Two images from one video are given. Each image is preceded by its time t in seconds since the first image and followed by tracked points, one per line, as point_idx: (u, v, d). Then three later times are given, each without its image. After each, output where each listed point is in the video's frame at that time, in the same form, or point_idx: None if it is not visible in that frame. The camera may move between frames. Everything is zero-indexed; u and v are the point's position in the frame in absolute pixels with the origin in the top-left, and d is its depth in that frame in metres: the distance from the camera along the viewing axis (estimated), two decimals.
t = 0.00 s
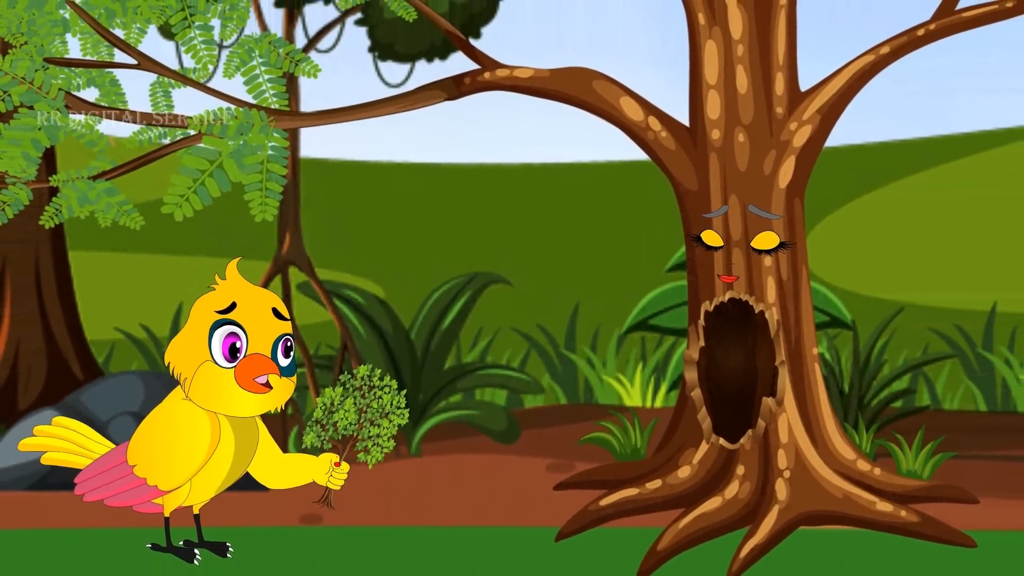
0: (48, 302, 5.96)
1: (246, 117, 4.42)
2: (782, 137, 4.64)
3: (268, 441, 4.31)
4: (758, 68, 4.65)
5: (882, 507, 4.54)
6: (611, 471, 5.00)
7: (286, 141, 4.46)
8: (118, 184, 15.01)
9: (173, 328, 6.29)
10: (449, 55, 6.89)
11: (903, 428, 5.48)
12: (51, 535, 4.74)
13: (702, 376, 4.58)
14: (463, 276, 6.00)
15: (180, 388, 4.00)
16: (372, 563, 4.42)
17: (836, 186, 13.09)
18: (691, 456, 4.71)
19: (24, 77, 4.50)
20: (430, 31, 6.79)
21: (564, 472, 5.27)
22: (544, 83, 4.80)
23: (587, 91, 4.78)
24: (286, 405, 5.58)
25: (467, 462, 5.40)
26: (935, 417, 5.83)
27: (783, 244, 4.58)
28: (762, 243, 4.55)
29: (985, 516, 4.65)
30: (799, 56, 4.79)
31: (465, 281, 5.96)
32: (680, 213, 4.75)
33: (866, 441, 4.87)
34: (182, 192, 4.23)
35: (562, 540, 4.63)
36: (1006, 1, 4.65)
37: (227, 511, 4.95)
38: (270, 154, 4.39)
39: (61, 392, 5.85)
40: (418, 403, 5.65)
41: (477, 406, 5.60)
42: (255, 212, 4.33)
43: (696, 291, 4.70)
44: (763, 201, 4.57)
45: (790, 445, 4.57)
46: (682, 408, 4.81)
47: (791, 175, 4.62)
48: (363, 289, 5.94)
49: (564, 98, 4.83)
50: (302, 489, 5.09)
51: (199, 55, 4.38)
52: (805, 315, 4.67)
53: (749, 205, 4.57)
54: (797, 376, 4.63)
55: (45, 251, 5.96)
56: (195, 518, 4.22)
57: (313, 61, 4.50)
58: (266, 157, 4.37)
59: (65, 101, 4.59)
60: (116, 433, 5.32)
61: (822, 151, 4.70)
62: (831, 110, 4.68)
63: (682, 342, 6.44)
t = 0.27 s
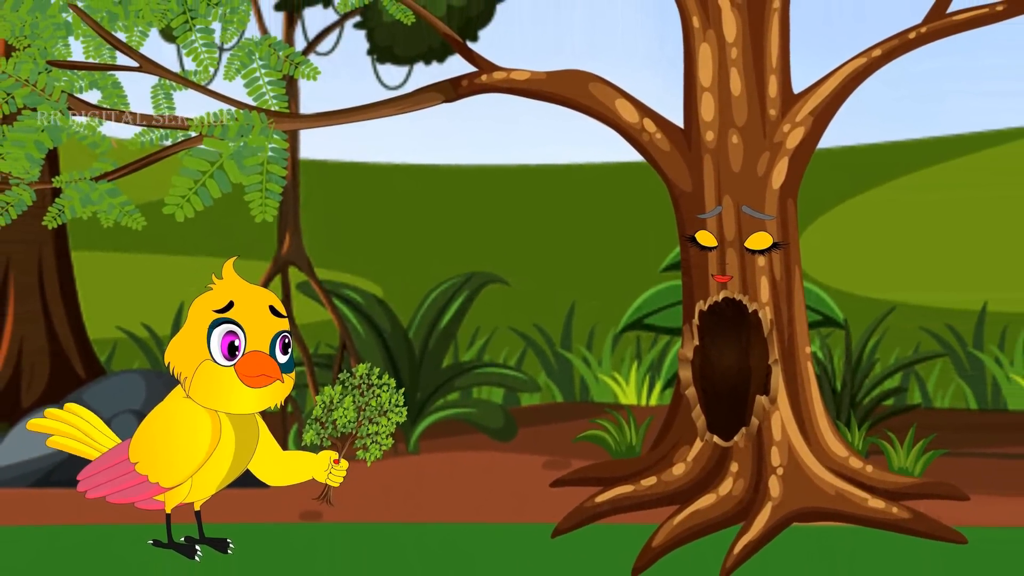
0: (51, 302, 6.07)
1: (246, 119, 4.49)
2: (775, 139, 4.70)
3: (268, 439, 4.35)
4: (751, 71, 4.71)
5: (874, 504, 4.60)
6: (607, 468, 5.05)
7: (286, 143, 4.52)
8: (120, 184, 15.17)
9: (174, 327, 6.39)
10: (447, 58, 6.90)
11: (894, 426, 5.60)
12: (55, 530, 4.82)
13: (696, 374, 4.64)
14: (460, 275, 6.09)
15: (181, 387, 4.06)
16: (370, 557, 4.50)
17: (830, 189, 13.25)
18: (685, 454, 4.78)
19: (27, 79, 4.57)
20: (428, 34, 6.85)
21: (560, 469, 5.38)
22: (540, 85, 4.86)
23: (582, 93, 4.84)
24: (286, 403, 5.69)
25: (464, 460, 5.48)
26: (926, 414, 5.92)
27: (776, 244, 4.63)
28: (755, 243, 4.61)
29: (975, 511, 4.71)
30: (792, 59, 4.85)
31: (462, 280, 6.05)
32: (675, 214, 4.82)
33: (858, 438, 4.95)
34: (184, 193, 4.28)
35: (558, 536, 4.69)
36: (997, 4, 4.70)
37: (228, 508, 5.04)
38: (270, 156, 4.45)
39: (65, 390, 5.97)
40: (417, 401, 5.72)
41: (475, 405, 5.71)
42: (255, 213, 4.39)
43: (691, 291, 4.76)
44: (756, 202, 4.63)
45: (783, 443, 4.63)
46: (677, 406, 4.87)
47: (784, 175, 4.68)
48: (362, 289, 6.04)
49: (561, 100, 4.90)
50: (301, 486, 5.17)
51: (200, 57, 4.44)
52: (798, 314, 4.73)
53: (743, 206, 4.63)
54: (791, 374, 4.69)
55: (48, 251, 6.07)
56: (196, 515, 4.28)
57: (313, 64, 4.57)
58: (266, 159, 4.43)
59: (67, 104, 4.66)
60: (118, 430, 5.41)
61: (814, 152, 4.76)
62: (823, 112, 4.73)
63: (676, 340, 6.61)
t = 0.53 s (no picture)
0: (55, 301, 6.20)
1: (247, 121, 4.58)
2: (768, 140, 4.76)
3: (267, 435, 4.39)
4: (745, 73, 4.77)
5: (866, 500, 4.65)
6: (605, 466, 5.21)
7: (285, 144, 4.58)
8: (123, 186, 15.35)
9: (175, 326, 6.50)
10: (445, 60, 6.99)
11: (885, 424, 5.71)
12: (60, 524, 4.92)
13: (690, 372, 4.70)
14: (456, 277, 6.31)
15: (182, 386, 4.12)
16: (369, 552, 4.57)
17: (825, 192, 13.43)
18: (679, 451, 4.87)
19: (31, 81, 4.63)
20: (426, 37, 6.93)
21: (556, 467, 5.52)
22: (536, 87, 4.93)
23: (578, 94, 4.91)
24: (287, 402, 5.81)
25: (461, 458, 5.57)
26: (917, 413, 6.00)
27: (769, 244, 4.69)
28: (749, 243, 4.66)
29: (965, 507, 4.78)
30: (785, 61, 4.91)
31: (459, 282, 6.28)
32: (670, 214, 4.88)
33: (850, 436, 5.01)
34: (185, 194, 4.34)
35: (555, 533, 4.72)
36: (987, 8, 4.77)
37: (229, 505, 5.13)
38: (270, 157, 4.51)
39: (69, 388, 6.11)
40: (414, 400, 5.94)
41: (472, 403, 5.87)
42: (255, 214, 4.44)
43: (685, 290, 4.82)
44: (750, 202, 4.69)
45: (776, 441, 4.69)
46: (672, 405, 4.97)
47: (778, 176, 4.73)
48: (361, 288, 6.22)
49: (557, 103, 4.97)
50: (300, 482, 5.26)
51: (201, 60, 4.50)
52: (792, 314, 4.79)
53: (737, 206, 4.69)
54: (784, 373, 4.75)
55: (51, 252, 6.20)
56: (198, 511, 4.35)
57: (312, 67, 4.63)
58: (266, 160, 4.49)
59: (70, 105, 4.73)
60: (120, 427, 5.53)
61: (807, 154, 4.82)
62: (816, 114, 4.80)
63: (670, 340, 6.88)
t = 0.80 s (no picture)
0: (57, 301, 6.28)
1: (247, 123, 4.67)
2: (761, 142, 4.82)
3: (268, 433, 4.46)
4: (738, 76, 4.84)
5: (857, 497, 4.71)
6: (601, 463, 5.32)
7: (285, 146, 4.64)
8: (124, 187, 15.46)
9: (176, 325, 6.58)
10: (442, 62, 7.05)
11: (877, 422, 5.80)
12: (62, 521, 5.00)
13: (685, 371, 4.75)
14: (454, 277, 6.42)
15: (183, 385, 4.18)
16: (367, 546, 4.65)
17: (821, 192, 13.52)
18: (674, 449, 4.95)
19: (33, 83, 4.70)
20: (424, 40, 7.00)
21: (552, 464, 5.63)
22: (532, 89, 5.01)
23: (574, 96, 4.98)
24: (286, 399, 5.92)
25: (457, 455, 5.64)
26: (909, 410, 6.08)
27: (762, 244, 4.75)
28: (743, 244, 4.72)
29: (955, 502, 4.86)
30: (778, 64, 4.97)
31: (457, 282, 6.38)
32: (665, 214, 4.94)
33: (842, 433, 5.08)
34: (186, 194, 4.41)
35: (551, 529, 4.78)
36: (977, 11, 4.82)
37: (230, 501, 5.21)
38: (270, 158, 4.58)
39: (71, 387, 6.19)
40: (412, 397, 6.05)
41: (470, 401, 6.02)
42: (255, 214, 4.51)
43: (679, 290, 4.89)
44: (743, 203, 4.75)
45: (769, 438, 4.76)
46: (665, 403, 5.03)
47: (771, 177, 4.79)
48: (359, 286, 6.32)
49: (554, 105, 5.04)
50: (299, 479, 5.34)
51: (202, 62, 4.58)
52: (785, 314, 4.85)
53: (731, 207, 4.75)
54: (777, 371, 4.81)
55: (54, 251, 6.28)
56: (199, 508, 4.40)
57: (311, 69, 4.67)
58: (266, 161, 4.56)
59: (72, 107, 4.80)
60: (122, 426, 5.62)
61: (800, 155, 4.89)
62: (808, 117, 4.86)
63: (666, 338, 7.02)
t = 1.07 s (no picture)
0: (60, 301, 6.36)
1: (248, 125, 4.73)
2: (754, 144, 4.88)
3: (268, 431, 4.53)
4: (732, 78, 4.90)
5: (849, 494, 4.77)
6: (595, 460, 5.44)
7: (284, 147, 4.70)
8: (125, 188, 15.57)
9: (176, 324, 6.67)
10: (441, 65, 7.12)
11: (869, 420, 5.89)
12: (66, 517, 5.08)
13: (680, 369, 4.81)
14: (451, 278, 6.69)
15: (183, 383, 4.25)
16: (365, 542, 4.73)
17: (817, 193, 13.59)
18: (668, 446, 5.02)
19: (37, 86, 4.75)
20: (421, 43, 7.07)
21: (549, 461, 5.77)
22: (528, 92, 5.08)
23: (570, 99, 5.06)
24: (287, 397, 6.14)
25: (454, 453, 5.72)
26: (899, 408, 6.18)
27: (755, 245, 4.81)
28: (736, 244, 4.79)
29: (945, 499, 4.93)
30: (771, 67, 5.03)
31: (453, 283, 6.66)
32: (659, 214, 5.01)
33: (834, 431, 5.16)
34: (187, 195, 4.49)
35: (547, 525, 4.86)
36: (967, 15, 4.80)
37: (231, 498, 5.30)
38: (270, 160, 4.65)
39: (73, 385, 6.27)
40: (410, 395, 6.28)
41: (467, 399, 6.20)
42: (256, 215, 4.58)
43: (674, 289, 4.95)
44: (737, 204, 4.81)
45: (762, 436, 4.83)
46: (660, 402, 5.10)
47: (764, 178, 4.85)
48: (359, 287, 6.62)
49: (550, 107, 5.12)
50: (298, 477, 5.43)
51: (203, 66, 4.66)
52: (777, 313, 4.92)
53: (724, 208, 4.81)
54: (770, 370, 4.88)
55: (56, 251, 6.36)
56: (200, 505, 4.47)
57: (311, 72, 4.73)
58: (266, 163, 4.63)
59: (75, 110, 4.85)
60: (124, 424, 5.73)
61: (793, 156, 4.94)
62: (801, 118, 4.91)
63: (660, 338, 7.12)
